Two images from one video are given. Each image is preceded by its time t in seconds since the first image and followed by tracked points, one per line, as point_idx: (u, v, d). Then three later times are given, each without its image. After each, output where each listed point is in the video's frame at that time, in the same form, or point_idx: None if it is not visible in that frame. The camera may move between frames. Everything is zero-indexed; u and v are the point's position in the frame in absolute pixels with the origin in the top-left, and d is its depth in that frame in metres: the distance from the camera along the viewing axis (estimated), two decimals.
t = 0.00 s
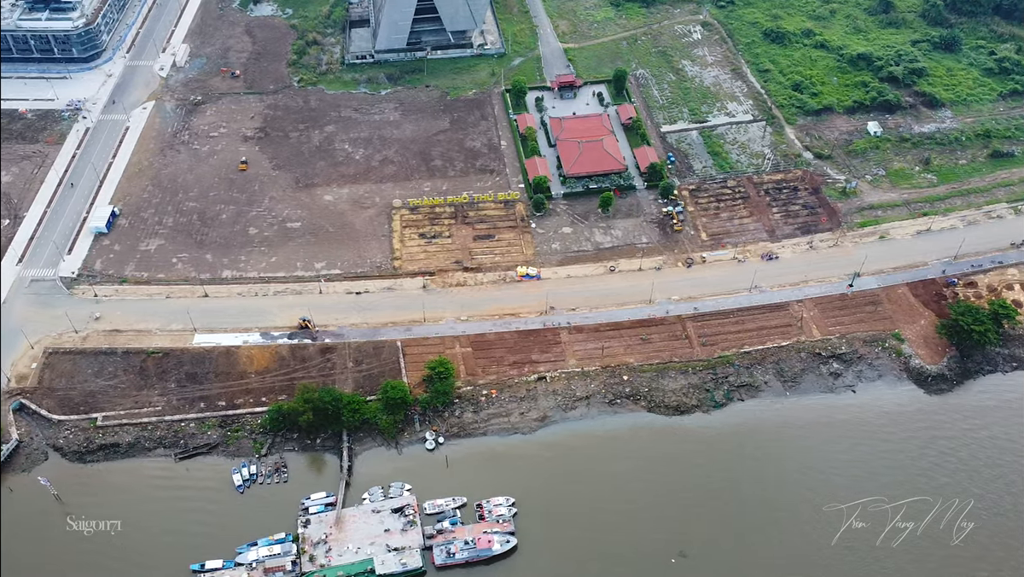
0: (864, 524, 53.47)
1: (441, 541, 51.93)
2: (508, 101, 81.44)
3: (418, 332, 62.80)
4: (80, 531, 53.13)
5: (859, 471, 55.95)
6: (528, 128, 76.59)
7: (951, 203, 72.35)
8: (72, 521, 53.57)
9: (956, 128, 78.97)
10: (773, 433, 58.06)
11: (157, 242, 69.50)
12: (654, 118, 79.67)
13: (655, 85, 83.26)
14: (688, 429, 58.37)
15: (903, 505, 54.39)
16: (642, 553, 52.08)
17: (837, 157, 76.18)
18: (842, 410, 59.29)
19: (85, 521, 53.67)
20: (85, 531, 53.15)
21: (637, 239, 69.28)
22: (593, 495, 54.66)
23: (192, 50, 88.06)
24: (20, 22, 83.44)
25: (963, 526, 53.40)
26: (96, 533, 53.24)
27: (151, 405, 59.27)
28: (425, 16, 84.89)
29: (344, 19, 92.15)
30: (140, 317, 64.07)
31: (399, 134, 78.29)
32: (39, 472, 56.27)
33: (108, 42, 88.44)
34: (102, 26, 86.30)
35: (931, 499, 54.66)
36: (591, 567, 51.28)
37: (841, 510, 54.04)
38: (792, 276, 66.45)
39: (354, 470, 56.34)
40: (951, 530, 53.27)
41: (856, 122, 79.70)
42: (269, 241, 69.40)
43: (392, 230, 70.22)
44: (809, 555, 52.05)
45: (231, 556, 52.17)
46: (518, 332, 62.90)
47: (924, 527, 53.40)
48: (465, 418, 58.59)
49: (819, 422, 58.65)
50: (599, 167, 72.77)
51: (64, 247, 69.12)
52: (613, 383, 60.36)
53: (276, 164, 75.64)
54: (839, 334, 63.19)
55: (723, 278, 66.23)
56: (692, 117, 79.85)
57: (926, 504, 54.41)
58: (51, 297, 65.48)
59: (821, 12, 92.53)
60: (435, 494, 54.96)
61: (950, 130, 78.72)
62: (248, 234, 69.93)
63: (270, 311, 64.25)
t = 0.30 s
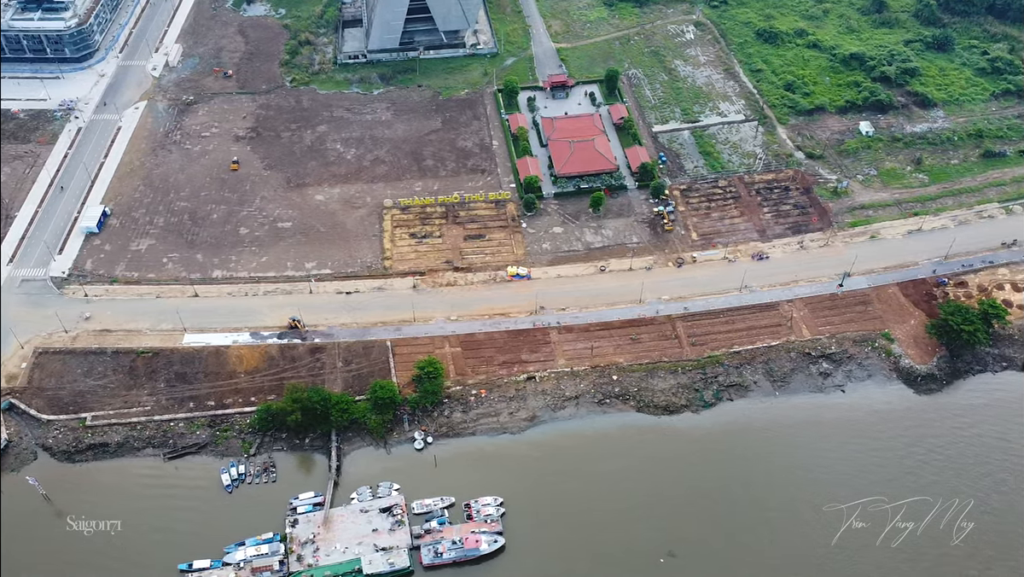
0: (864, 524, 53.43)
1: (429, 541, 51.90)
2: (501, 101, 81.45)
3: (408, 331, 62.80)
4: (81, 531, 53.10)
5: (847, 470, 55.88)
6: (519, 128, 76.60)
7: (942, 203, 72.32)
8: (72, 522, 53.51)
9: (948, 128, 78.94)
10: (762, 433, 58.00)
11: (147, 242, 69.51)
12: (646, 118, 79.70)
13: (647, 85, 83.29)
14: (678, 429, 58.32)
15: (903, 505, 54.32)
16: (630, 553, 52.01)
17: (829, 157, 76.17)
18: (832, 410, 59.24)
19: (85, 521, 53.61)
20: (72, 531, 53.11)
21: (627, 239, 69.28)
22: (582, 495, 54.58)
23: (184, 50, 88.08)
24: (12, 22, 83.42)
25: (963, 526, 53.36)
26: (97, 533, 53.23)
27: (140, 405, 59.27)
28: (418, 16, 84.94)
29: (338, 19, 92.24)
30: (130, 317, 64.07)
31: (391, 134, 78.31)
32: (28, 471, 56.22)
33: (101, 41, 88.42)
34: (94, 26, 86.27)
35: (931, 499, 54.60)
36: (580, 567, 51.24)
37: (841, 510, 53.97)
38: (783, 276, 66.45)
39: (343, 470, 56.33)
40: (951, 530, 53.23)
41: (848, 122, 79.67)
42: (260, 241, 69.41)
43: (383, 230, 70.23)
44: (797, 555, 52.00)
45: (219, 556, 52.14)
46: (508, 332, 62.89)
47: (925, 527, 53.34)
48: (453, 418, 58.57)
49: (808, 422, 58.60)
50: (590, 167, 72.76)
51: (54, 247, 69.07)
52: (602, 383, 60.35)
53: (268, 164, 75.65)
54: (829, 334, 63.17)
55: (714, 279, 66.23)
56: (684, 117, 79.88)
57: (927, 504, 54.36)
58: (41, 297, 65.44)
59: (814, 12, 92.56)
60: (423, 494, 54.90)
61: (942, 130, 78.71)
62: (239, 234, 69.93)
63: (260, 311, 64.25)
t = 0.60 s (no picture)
0: (864, 524, 53.31)
1: (417, 541, 51.86)
2: (493, 100, 81.47)
3: (398, 331, 62.80)
4: (81, 531, 53.12)
5: (836, 470, 55.80)
6: (511, 128, 76.60)
7: (933, 203, 72.29)
8: (72, 521, 53.53)
9: (940, 127, 78.93)
10: (751, 432, 57.93)
11: (138, 242, 69.53)
12: (638, 118, 79.71)
13: (639, 85, 83.32)
14: (667, 429, 58.24)
15: (903, 505, 54.22)
16: (619, 553, 51.90)
17: (821, 157, 76.18)
18: (821, 410, 59.18)
19: (85, 521, 53.61)
20: (61, 531, 53.12)
21: (618, 239, 69.29)
22: (570, 496, 54.47)
23: (177, 50, 88.13)
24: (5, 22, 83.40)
25: (963, 527, 53.29)
26: (97, 533, 53.22)
27: (129, 405, 59.26)
28: (410, 16, 84.96)
29: (331, 19, 92.32)
30: (120, 317, 64.08)
31: (382, 134, 78.34)
32: (17, 472, 56.21)
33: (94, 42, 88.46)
34: (87, 26, 86.27)
35: (931, 499, 54.52)
36: (568, 568, 51.14)
37: (841, 510, 53.85)
38: (773, 276, 66.45)
39: (331, 469, 56.32)
40: (952, 530, 53.15)
41: (841, 122, 79.67)
42: (251, 241, 69.43)
43: (374, 230, 70.25)
44: (785, 555, 51.91)
45: (207, 556, 52.11)
46: (497, 332, 62.90)
47: (925, 527, 53.26)
48: (442, 418, 58.56)
49: (798, 422, 58.55)
50: (581, 167, 72.75)
51: (45, 247, 69.07)
52: (591, 383, 60.33)
53: (259, 164, 75.67)
54: (819, 334, 63.17)
55: (704, 279, 66.22)
56: (676, 117, 79.90)
57: (927, 504, 54.29)
58: (31, 297, 65.46)
59: (807, 12, 92.59)
60: (411, 494, 54.85)
61: (934, 130, 78.69)
62: (230, 234, 69.96)
63: (250, 311, 64.27)
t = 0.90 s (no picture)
0: (864, 524, 53.26)
1: (405, 541, 51.82)
2: (485, 100, 81.51)
3: (387, 331, 62.82)
4: (81, 531, 53.15)
5: (826, 470, 55.71)
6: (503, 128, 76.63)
7: (925, 203, 72.27)
8: (72, 521, 53.59)
9: (931, 127, 78.91)
10: (740, 433, 57.86)
11: (129, 242, 69.55)
12: (630, 118, 79.74)
13: (631, 85, 83.36)
14: (656, 430, 58.21)
15: (903, 505, 54.14)
16: (608, 553, 51.85)
17: (812, 157, 76.19)
18: (810, 410, 59.12)
19: (85, 521, 53.64)
20: (49, 532, 53.13)
21: (609, 239, 69.30)
22: (559, 496, 54.40)
23: (170, 50, 88.19)
24: None
25: (963, 526, 53.21)
26: (96, 533, 53.21)
27: (118, 405, 59.29)
28: (403, 16, 84.99)
29: (324, 19, 92.42)
30: (110, 317, 64.11)
31: (374, 134, 78.38)
32: (5, 472, 56.24)
33: (87, 42, 88.54)
34: (80, 26, 86.29)
35: (931, 499, 54.44)
36: (557, 568, 51.07)
37: (841, 510, 53.78)
38: (763, 276, 66.46)
39: (320, 470, 56.33)
40: (952, 530, 53.08)
41: (833, 122, 79.66)
42: (241, 241, 69.47)
43: (364, 230, 70.28)
44: (773, 555, 51.81)
45: (195, 556, 52.07)
46: (487, 332, 62.91)
47: (924, 527, 53.17)
48: (431, 418, 58.57)
49: (786, 422, 58.51)
50: (572, 167, 72.77)
51: (36, 247, 69.07)
52: (580, 383, 60.33)
53: (251, 164, 75.72)
54: (809, 334, 63.18)
55: (694, 279, 66.23)
56: (668, 117, 79.94)
57: (927, 504, 54.20)
58: (22, 297, 65.49)
59: (800, 12, 92.63)
60: (399, 494, 54.80)
61: (926, 130, 78.68)
62: (220, 234, 69.98)
63: (240, 311, 64.30)
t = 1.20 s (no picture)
0: (864, 524, 53.21)
1: (393, 541, 51.80)
2: (477, 100, 81.54)
3: (377, 332, 62.83)
4: (81, 531, 53.04)
5: (815, 470, 55.67)
6: (494, 128, 76.64)
7: (916, 203, 72.27)
8: (72, 521, 53.50)
9: (923, 127, 78.91)
10: (730, 433, 57.83)
11: (120, 242, 69.58)
12: (622, 118, 79.78)
13: (624, 85, 83.41)
14: (645, 429, 58.18)
15: (903, 505, 54.10)
16: (597, 553, 51.77)
17: (804, 157, 76.24)
18: (800, 411, 59.09)
19: (85, 521, 53.55)
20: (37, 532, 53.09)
21: (599, 239, 69.32)
22: (548, 495, 54.33)
23: (163, 51, 88.25)
24: None
25: (963, 526, 53.16)
26: (97, 533, 53.09)
27: (108, 405, 59.31)
28: (395, 16, 85.04)
29: (317, 19, 92.54)
30: (100, 317, 64.12)
31: (366, 134, 78.42)
32: None
33: (80, 42, 88.53)
34: (73, 26, 86.27)
35: (931, 499, 54.37)
36: (545, 568, 51.04)
37: (841, 510, 53.74)
38: (753, 276, 66.48)
39: (309, 470, 56.32)
40: (952, 530, 53.03)
41: (825, 122, 79.68)
42: (232, 241, 69.50)
43: (355, 230, 70.31)
44: (761, 555, 51.72)
45: (183, 556, 52.00)
46: (477, 332, 62.93)
47: (925, 527, 53.12)
48: (420, 418, 58.59)
49: (775, 422, 58.48)
50: (563, 167, 72.80)
51: (27, 247, 69.06)
52: (570, 383, 60.34)
53: (242, 164, 75.74)
54: (799, 334, 63.19)
55: (684, 279, 66.25)
56: (660, 117, 79.98)
57: (927, 504, 54.14)
58: (13, 297, 65.48)
59: (793, 12, 92.70)
60: (388, 494, 54.77)
61: (918, 130, 78.69)
62: (211, 234, 70.02)
63: (230, 311, 64.32)
